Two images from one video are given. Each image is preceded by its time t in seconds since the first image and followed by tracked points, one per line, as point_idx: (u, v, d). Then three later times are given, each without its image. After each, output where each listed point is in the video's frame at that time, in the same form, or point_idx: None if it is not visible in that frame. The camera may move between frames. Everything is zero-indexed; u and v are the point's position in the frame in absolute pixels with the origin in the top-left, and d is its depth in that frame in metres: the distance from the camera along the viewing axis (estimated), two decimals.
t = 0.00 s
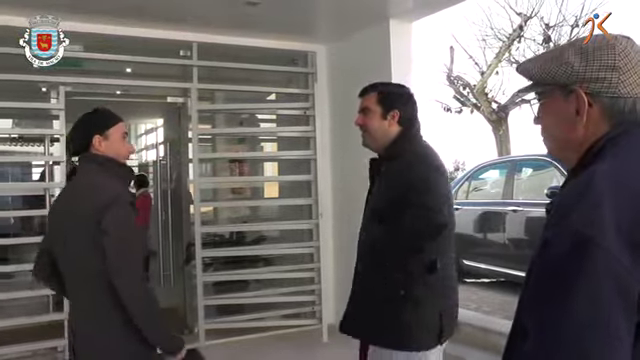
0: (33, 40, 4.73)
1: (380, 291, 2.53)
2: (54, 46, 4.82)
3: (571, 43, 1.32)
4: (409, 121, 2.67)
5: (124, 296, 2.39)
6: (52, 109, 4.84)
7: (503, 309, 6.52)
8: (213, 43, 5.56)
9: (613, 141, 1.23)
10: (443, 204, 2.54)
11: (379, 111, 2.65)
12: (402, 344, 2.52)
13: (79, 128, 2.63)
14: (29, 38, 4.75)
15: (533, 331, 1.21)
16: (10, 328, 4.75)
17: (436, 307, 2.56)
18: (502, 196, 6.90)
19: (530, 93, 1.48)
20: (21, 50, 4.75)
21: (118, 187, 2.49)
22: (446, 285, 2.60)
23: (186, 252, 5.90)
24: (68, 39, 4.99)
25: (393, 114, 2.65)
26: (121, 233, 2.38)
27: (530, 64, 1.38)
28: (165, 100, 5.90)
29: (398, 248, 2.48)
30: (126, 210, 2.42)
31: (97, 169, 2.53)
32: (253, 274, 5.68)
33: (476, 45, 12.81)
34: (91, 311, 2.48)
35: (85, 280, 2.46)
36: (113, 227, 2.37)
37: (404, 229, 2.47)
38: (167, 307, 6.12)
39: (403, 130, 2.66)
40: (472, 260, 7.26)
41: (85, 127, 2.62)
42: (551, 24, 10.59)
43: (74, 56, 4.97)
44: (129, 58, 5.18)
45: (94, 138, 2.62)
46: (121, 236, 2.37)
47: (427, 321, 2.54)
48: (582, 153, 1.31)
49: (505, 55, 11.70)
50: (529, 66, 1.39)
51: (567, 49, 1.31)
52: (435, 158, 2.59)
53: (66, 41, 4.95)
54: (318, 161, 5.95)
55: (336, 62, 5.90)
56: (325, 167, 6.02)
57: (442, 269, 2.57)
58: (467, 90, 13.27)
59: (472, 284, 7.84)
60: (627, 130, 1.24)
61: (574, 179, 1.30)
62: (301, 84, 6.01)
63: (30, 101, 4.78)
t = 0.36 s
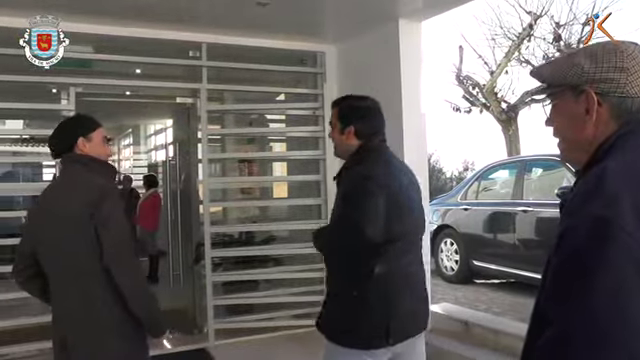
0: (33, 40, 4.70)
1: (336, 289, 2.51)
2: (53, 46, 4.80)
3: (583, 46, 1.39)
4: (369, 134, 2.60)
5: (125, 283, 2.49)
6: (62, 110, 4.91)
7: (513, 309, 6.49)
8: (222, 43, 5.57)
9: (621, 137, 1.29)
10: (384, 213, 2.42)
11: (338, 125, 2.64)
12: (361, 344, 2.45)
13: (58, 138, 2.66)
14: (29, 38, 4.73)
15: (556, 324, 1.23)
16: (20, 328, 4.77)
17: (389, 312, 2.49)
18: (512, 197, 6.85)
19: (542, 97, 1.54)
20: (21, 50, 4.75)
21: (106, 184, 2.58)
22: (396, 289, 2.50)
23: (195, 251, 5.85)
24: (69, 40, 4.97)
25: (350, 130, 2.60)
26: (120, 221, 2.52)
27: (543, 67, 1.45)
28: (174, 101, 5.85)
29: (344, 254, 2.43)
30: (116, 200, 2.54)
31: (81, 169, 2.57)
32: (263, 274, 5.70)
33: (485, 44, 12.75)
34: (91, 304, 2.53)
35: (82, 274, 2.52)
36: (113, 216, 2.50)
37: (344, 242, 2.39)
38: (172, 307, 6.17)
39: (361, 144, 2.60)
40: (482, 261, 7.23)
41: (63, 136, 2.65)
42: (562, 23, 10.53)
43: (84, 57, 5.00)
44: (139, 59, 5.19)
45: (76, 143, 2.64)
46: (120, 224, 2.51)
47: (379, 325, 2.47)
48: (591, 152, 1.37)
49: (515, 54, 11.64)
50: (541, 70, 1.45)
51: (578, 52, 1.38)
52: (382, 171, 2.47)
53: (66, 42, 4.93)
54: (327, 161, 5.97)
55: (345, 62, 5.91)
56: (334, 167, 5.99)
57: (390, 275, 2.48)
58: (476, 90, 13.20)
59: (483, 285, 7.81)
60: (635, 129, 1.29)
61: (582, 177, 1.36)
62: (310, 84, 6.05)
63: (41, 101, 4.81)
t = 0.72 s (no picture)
0: (33, 40, 4.69)
1: (293, 273, 2.76)
2: (53, 46, 4.77)
3: (616, 53, 1.52)
4: (319, 132, 2.77)
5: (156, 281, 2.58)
6: (83, 112, 4.94)
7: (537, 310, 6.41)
8: (241, 44, 5.59)
9: None
10: (319, 210, 2.64)
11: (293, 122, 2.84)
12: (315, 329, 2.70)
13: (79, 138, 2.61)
14: (29, 38, 4.72)
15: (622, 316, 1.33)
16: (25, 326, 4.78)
17: (332, 296, 2.68)
18: (533, 196, 6.76)
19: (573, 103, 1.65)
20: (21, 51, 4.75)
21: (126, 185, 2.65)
22: (339, 275, 2.71)
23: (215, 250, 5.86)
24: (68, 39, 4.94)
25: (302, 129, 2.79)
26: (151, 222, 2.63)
27: (577, 73, 1.57)
28: (194, 101, 5.89)
29: (287, 245, 2.68)
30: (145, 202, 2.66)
31: (99, 171, 2.61)
32: (283, 274, 5.72)
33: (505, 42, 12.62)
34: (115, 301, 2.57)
35: (111, 271, 2.56)
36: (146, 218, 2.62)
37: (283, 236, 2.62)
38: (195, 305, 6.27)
39: (310, 140, 2.79)
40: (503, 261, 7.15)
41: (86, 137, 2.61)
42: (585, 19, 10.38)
43: (104, 58, 5.05)
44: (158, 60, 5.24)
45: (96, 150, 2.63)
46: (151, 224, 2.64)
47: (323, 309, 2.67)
48: (627, 150, 1.48)
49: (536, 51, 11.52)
50: (576, 78, 1.57)
51: (613, 58, 1.51)
52: (325, 171, 2.68)
53: (66, 42, 4.89)
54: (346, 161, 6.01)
55: (365, 61, 5.89)
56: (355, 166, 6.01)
57: (330, 262, 2.70)
58: (496, 88, 13.08)
59: (505, 285, 7.72)
60: None
61: (618, 174, 1.47)
62: (329, 83, 6.06)
63: (62, 102, 4.87)
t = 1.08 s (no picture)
0: (34, 40, 4.44)
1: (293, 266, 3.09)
2: (54, 46, 4.48)
3: (630, 59, 1.61)
4: (316, 137, 3.06)
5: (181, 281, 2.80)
6: (116, 113, 4.92)
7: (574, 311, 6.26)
8: (273, 43, 5.62)
9: None
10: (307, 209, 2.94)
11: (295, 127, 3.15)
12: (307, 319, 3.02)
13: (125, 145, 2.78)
14: (30, 38, 4.46)
15: None
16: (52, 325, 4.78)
17: (323, 291, 2.98)
18: (568, 195, 6.63)
19: (591, 104, 1.74)
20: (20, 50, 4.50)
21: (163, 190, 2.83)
22: (330, 271, 2.99)
23: (249, 249, 5.89)
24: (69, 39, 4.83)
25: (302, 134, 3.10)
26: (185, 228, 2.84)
27: (592, 78, 1.67)
28: (227, 102, 5.94)
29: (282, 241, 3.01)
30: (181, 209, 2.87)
31: (139, 175, 2.77)
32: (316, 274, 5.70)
33: (540, 36, 12.38)
34: (147, 297, 2.74)
35: (147, 269, 2.73)
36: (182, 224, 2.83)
37: (275, 233, 2.92)
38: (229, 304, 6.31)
39: (308, 145, 3.08)
40: (538, 261, 7.01)
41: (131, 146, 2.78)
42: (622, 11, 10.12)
43: (137, 61, 5.14)
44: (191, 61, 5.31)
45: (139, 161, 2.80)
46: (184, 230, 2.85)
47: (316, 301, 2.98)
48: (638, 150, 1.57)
49: (571, 45, 11.28)
50: (589, 81, 1.67)
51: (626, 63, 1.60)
52: (318, 174, 2.97)
53: (67, 41, 4.59)
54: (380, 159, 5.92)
55: (397, 59, 5.85)
56: (387, 166, 5.99)
57: (320, 258, 2.99)
58: (530, 84, 12.85)
59: (541, 285, 7.59)
60: None
61: (631, 172, 1.56)
62: (362, 81, 6.00)
63: (93, 104, 5.03)
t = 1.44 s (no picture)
0: (33, 40, 4.67)
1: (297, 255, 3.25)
2: (53, 46, 4.74)
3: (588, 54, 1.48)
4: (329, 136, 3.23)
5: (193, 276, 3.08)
6: (141, 113, 4.99)
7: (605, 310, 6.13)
8: (295, 41, 5.61)
9: (615, 144, 1.37)
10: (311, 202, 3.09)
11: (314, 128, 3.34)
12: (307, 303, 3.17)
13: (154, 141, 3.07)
14: (29, 38, 4.69)
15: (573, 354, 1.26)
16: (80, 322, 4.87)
17: (315, 278, 3.13)
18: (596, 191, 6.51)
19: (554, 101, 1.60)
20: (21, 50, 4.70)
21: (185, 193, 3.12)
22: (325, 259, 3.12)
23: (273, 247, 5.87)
24: (69, 39, 4.89)
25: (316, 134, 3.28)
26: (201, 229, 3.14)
27: (549, 75, 1.53)
28: (251, 100, 5.96)
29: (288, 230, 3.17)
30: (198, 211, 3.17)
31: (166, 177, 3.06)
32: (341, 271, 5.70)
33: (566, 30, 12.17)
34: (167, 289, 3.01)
35: (167, 263, 3.00)
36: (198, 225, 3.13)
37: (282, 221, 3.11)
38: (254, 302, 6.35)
39: (321, 142, 3.25)
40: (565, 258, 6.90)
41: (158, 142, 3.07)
42: None
43: (161, 61, 5.20)
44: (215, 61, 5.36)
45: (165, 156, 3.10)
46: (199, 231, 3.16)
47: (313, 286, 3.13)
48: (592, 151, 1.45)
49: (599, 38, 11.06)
50: (550, 78, 1.53)
51: (581, 60, 1.46)
52: (325, 168, 3.13)
53: (66, 42, 4.84)
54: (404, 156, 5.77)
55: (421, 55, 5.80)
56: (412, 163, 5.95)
57: (318, 248, 3.13)
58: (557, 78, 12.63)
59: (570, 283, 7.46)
60: (625, 134, 1.39)
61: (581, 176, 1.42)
62: (386, 78, 5.92)
63: (119, 105, 5.02)
